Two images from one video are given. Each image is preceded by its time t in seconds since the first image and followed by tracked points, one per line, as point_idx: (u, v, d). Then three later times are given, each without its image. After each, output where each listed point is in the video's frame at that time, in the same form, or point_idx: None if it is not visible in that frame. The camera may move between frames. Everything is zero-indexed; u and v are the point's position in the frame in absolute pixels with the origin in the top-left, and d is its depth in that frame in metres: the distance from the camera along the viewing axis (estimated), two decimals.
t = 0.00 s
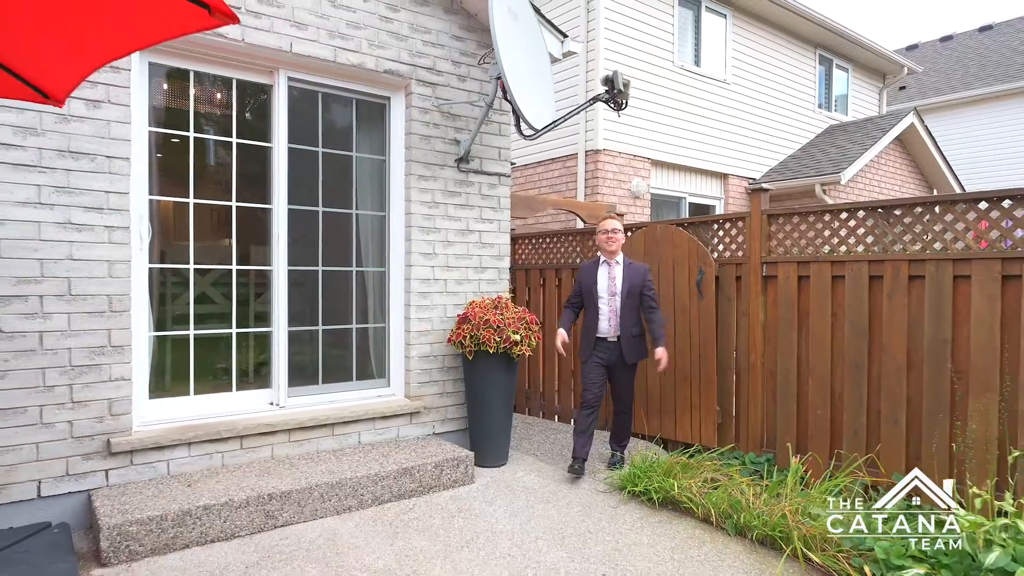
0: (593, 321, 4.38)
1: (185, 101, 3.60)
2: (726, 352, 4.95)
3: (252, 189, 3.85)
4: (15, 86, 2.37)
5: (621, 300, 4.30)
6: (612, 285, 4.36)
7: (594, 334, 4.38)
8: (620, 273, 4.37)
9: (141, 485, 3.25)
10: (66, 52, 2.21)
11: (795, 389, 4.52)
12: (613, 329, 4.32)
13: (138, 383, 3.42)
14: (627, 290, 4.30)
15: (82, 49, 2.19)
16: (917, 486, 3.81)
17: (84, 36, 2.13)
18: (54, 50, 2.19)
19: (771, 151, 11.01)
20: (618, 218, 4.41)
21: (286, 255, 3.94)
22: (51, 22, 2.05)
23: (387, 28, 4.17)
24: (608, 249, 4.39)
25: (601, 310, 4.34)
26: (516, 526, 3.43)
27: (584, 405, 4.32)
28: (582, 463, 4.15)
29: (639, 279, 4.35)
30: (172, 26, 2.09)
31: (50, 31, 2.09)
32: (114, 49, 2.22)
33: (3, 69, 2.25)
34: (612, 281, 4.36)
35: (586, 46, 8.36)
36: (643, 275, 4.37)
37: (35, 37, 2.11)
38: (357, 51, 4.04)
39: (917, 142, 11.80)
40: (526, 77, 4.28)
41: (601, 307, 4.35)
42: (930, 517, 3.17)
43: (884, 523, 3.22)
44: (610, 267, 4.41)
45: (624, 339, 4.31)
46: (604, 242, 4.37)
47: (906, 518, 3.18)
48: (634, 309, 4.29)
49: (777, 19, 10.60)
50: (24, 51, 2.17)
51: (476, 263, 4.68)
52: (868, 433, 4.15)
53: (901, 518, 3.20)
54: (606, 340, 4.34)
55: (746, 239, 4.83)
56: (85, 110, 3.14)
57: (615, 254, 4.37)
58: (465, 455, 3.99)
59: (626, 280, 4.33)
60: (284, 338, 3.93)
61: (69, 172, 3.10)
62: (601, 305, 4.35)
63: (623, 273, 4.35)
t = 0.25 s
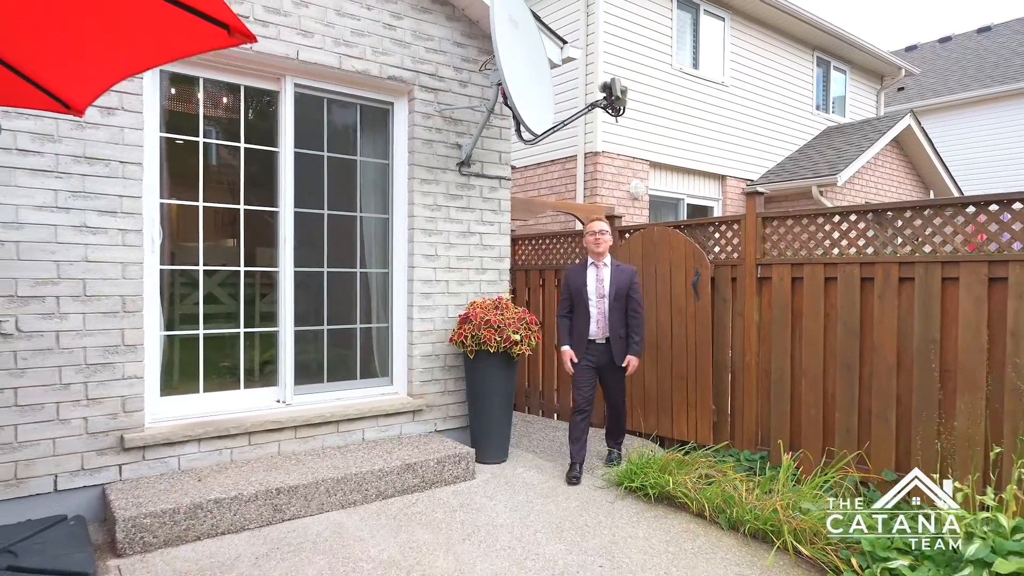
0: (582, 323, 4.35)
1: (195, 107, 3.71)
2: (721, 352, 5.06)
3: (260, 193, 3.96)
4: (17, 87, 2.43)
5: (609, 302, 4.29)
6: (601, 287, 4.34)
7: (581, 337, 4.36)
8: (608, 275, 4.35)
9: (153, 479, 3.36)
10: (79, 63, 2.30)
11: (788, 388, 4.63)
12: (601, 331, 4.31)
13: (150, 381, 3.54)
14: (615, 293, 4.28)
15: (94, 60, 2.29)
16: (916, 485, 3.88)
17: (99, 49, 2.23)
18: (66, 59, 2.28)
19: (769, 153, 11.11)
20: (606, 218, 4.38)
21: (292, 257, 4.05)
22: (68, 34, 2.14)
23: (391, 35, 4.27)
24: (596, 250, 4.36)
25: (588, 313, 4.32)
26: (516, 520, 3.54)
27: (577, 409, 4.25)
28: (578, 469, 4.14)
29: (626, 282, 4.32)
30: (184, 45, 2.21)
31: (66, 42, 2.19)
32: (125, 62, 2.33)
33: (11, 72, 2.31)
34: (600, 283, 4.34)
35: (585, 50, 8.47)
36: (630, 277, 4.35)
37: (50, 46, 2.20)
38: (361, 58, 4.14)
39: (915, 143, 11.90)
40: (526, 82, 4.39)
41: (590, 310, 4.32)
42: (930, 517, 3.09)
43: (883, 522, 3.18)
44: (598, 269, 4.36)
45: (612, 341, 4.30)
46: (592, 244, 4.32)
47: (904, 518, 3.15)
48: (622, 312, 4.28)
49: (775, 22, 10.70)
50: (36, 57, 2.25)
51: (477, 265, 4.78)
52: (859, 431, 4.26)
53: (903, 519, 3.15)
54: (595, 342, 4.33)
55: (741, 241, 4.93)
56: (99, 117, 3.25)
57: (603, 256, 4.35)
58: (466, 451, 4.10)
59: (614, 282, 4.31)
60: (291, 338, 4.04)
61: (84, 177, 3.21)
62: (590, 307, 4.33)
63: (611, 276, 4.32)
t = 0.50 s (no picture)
0: (567, 322, 4.35)
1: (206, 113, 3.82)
2: (717, 351, 5.17)
3: (268, 195, 4.07)
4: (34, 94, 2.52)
5: (594, 301, 4.28)
6: (586, 286, 4.33)
7: (567, 335, 4.36)
8: (594, 273, 4.33)
9: (166, 473, 3.47)
10: (99, 73, 2.41)
11: (783, 386, 4.75)
12: (586, 329, 4.30)
13: (162, 378, 3.64)
14: (600, 291, 4.27)
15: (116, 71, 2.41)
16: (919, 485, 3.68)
17: (123, 63, 2.35)
18: (88, 70, 2.39)
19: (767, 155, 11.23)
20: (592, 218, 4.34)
21: (299, 258, 4.16)
22: (95, 47, 2.26)
23: (395, 41, 4.38)
24: (581, 249, 4.33)
25: (573, 311, 4.31)
26: (517, 513, 3.65)
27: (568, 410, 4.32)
28: (577, 465, 4.22)
29: (611, 281, 4.30)
30: (206, 59, 2.36)
31: (93, 55, 2.31)
32: (138, 69, 2.41)
33: (36, 82, 2.42)
34: (585, 282, 4.33)
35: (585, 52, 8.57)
36: (616, 275, 4.33)
37: (77, 58, 2.32)
38: (366, 64, 4.25)
39: (911, 145, 12.03)
40: (527, 88, 4.50)
41: (575, 308, 4.32)
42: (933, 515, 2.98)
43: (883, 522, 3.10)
44: (583, 268, 4.35)
45: (597, 339, 4.28)
46: (577, 243, 4.29)
47: (905, 516, 3.07)
48: (607, 310, 4.26)
49: (772, 25, 10.81)
50: (60, 66, 2.36)
51: (478, 265, 4.89)
52: (851, 427, 4.38)
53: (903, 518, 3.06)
54: (580, 341, 4.31)
55: (737, 242, 5.04)
56: (114, 123, 3.36)
57: (588, 254, 4.32)
58: (468, 447, 4.20)
59: (598, 281, 4.29)
60: (298, 337, 4.15)
61: (100, 180, 3.32)
62: (575, 306, 4.32)
63: (596, 274, 4.31)
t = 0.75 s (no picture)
0: (559, 322, 4.39)
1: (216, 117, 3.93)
2: (714, 349, 5.28)
3: (276, 197, 4.18)
4: (55, 100, 2.64)
5: (585, 300, 4.30)
6: (577, 286, 4.36)
7: (560, 334, 4.40)
8: (585, 273, 4.35)
9: (178, 467, 3.58)
10: (118, 82, 2.52)
11: (778, 384, 4.85)
12: (578, 329, 4.33)
13: (174, 375, 3.75)
14: (590, 291, 4.29)
15: (134, 81, 2.52)
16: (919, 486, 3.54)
17: (146, 74, 2.47)
18: (109, 79, 2.50)
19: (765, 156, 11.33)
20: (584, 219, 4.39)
21: (306, 258, 4.26)
22: (98, 47, 2.32)
23: (400, 47, 4.49)
24: (573, 250, 4.37)
25: (565, 311, 4.35)
26: (518, 506, 3.76)
27: (565, 407, 4.42)
28: (577, 459, 4.34)
29: (602, 280, 4.31)
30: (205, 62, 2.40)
31: (106, 59, 2.39)
32: (140, 70, 2.45)
33: (44, 80, 2.49)
34: (576, 282, 4.35)
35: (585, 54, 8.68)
36: (607, 274, 4.34)
37: (91, 62, 2.41)
38: (372, 69, 4.36)
39: (908, 146, 12.13)
40: (528, 92, 4.61)
41: (567, 308, 4.36)
42: (933, 516, 3.02)
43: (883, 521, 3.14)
44: (574, 268, 4.39)
45: (589, 339, 4.31)
46: (569, 244, 4.34)
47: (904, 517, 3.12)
48: (598, 309, 4.29)
49: (771, 27, 10.91)
50: (85, 75, 2.47)
51: (480, 265, 5.00)
52: (845, 424, 4.48)
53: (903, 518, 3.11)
54: (572, 340, 4.35)
55: (734, 243, 5.15)
56: (129, 128, 3.46)
57: (580, 254, 4.35)
58: (470, 443, 4.31)
59: (589, 280, 4.31)
60: (305, 335, 4.26)
61: (115, 184, 3.43)
62: (566, 306, 4.36)
63: (587, 274, 4.33)
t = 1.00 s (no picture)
0: (556, 323, 4.42)
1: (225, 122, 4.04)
2: (712, 348, 5.38)
3: (283, 199, 4.28)
4: (81, 111, 2.77)
5: (581, 301, 4.33)
6: (574, 286, 4.39)
7: (556, 335, 4.43)
8: (581, 274, 4.39)
9: (190, 461, 3.69)
10: (140, 93, 2.64)
11: (775, 381, 4.96)
12: (573, 329, 4.35)
13: (185, 372, 3.87)
14: (585, 291, 4.32)
15: (154, 92, 2.63)
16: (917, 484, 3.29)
17: (146, 72, 2.50)
18: (130, 90, 2.62)
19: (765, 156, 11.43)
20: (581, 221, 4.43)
21: (312, 258, 4.37)
22: (98, 46, 2.35)
23: (404, 53, 4.60)
24: (570, 251, 4.42)
25: (561, 311, 4.39)
26: (520, 501, 3.87)
27: (564, 408, 4.52)
28: (590, 466, 4.22)
29: (598, 280, 4.34)
30: (204, 61, 2.42)
31: (107, 58, 2.43)
32: (143, 68, 2.48)
33: (49, 78, 2.54)
34: (572, 283, 4.39)
35: (585, 56, 8.78)
36: (603, 275, 4.36)
37: (93, 61, 2.44)
38: (377, 75, 4.47)
39: (907, 146, 12.22)
40: (529, 96, 4.72)
41: (563, 309, 4.39)
42: (935, 516, 3.01)
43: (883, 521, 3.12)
44: (571, 269, 4.43)
45: (585, 339, 4.32)
46: (565, 245, 4.39)
47: (904, 516, 3.09)
48: (593, 310, 4.31)
49: (770, 28, 10.99)
50: (95, 78, 2.54)
51: (482, 265, 5.11)
52: (839, 421, 4.59)
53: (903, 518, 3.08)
54: (568, 340, 4.37)
55: (731, 244, 5.25)
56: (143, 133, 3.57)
57: (576, 256, 4.40)
58: (473, 438, 4.42)
59: (585, 281, 4.34)
60: (311, 334, 4.37)
61: (130, 187, 3.54)
62: (563, 306, 4.39)
63: (582, 274, 4.36)
